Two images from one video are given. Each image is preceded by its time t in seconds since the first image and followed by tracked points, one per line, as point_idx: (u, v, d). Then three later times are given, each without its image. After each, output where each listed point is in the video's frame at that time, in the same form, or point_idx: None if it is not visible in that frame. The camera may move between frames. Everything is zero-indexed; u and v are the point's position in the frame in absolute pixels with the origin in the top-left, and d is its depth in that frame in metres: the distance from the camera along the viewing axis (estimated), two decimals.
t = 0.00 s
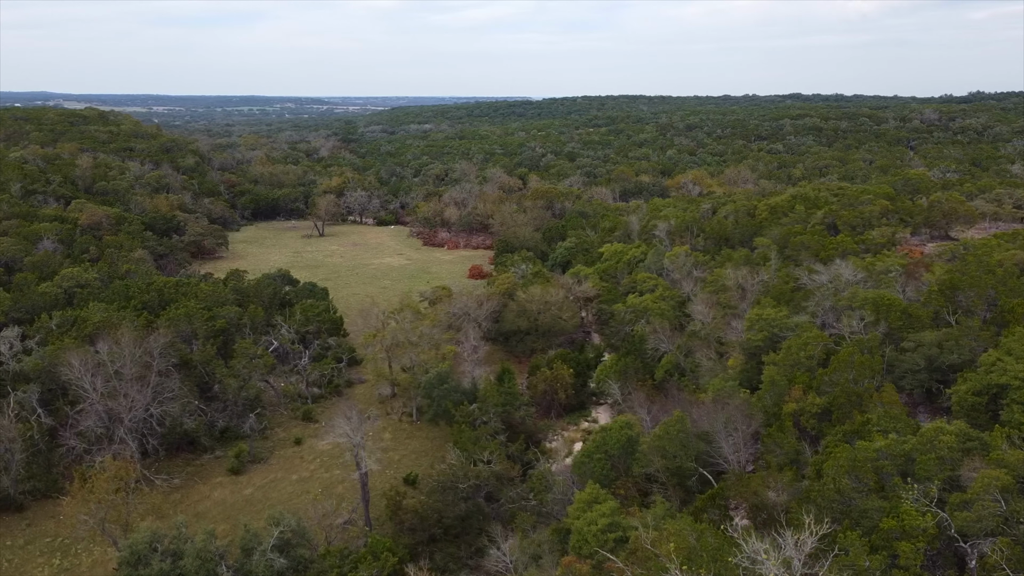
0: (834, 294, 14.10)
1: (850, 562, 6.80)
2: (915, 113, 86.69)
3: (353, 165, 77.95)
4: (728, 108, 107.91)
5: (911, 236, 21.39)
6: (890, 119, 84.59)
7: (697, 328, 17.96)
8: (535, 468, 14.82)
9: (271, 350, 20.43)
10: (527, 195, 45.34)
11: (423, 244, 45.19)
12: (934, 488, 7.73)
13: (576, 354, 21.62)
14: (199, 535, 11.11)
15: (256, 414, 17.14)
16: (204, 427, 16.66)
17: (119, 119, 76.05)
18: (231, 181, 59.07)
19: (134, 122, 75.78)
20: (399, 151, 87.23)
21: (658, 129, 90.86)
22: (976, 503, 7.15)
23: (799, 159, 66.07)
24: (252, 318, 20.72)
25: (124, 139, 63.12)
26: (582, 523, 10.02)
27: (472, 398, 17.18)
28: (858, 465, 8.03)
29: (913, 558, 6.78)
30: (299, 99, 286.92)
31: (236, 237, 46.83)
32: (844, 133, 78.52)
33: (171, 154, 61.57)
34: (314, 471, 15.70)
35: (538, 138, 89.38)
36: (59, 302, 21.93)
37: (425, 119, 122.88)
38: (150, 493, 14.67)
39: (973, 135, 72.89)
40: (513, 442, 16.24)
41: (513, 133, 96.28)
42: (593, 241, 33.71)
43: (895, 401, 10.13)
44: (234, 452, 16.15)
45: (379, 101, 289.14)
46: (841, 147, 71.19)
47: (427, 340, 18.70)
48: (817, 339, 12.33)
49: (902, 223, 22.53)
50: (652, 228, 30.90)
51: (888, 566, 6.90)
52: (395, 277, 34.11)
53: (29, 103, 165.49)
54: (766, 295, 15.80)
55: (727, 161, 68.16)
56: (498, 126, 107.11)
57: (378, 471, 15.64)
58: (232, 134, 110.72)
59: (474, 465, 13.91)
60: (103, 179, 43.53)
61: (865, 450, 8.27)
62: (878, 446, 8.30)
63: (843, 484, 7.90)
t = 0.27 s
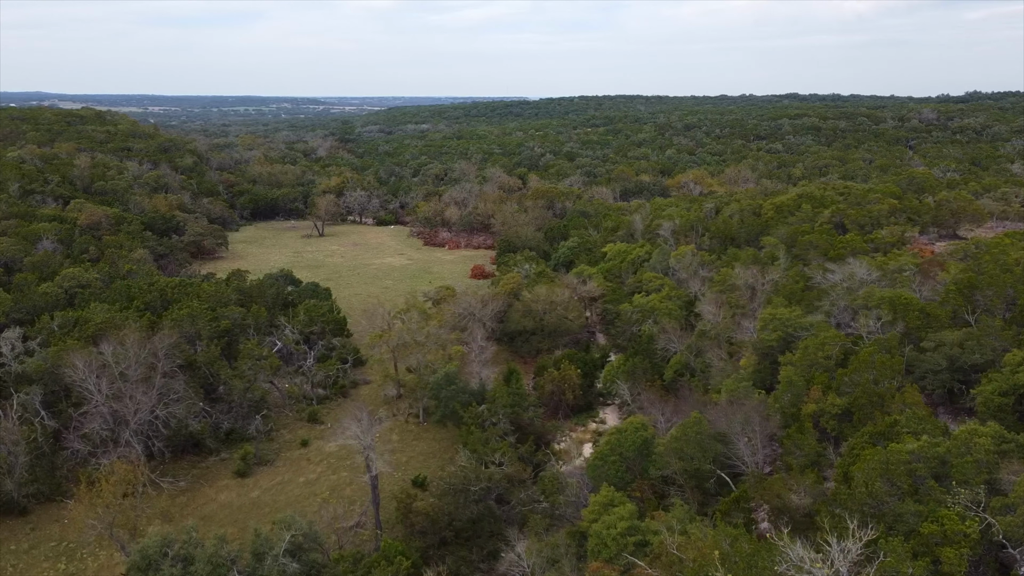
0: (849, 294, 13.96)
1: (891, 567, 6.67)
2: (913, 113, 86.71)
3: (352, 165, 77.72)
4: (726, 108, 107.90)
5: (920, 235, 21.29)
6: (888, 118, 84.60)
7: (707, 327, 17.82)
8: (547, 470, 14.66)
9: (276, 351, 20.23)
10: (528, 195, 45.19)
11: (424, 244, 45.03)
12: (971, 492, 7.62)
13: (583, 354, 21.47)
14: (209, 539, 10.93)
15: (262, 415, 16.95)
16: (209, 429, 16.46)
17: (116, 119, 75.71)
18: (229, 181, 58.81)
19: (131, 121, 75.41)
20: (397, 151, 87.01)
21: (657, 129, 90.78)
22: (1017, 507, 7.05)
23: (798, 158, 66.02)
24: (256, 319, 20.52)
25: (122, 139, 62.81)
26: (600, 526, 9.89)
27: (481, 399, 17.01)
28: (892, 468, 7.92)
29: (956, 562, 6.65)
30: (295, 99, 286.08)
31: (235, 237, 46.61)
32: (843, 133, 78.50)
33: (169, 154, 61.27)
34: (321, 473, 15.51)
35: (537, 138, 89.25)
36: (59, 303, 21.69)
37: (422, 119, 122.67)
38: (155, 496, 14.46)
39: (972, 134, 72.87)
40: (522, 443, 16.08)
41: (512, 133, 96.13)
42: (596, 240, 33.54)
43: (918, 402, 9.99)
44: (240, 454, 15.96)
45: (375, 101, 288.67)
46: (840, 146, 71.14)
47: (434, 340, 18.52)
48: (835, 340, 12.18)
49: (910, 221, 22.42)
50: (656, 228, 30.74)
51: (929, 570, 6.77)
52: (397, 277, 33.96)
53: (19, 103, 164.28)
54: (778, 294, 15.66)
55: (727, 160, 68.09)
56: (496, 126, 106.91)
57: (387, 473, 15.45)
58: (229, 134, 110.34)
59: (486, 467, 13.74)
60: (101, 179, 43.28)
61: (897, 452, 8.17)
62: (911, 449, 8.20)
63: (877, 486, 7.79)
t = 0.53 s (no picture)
0: (864, 293, 13.80)
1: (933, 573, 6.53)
2: (911, 112, 86.68)
3: (350, 164, 77.46)
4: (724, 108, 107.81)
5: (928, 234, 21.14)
6: (887, 118, 84.58)
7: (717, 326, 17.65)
8: (558, 472, 14.48)
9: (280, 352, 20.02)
10: (529, 194, 45.01)
11: (425, 244, 44.82)
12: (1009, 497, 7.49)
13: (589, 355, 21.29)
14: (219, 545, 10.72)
15: (267, 417, 16.73)
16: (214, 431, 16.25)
17: (112, 119, 75.31)
18: (228, 180, 58.51)
19: (127, 121, 75.04)
20: (395, 151, 86.78)
21: (655, 128, 90.65)
22: None
23: (798, 157, 65.92)
24: (260, 319, 20.31)
25: (119, 138, 62.50)
26: (619, 530, 9.73)
27: (489, 400, 16.83)
28: (928, 472, 7.81)
29: (999, 569, 6.52)
30: (291, 98, 285.36)
31: (235, 237, 46.36)
32: (842, 132, 78.43)
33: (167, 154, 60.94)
34: (328, 476, 15.30)
35: (535, 137, 89.07)
36: (61, 304, 21.44)
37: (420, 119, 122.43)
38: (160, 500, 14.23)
39: (970, 133, 72.82)
40: (532, 445, 15.90)
41: (510, 133, 95.95)
42: (598, 239, 33.34)
43: (942, 403, 9.84)
44: (246, 457, 15.74)
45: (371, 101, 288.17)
46: (839, 145, 71.07)
47: (441, 341, 18.33)
48: (853, 339, 12.03)
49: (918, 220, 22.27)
50: (660, 227, 30.56)
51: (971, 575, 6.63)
52: (399, 277, 33.77)
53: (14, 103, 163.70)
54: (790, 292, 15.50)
55: (726, 159, 67.99)
56: (494, 126, 106.67)
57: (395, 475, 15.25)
58: (226, 134, 109.95)
59: (497, 469, 13.55)
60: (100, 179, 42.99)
61: (931, 455, 8.04)
62: (944, 452, 8.09)
63: (913, 490, 7.69)
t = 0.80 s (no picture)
0: (880, 293, 13.66)
1: None
2: (910, 112, 86.62)
3: (348, 164, 77.18)
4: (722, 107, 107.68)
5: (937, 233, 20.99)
6: (885, 117, 84.51)
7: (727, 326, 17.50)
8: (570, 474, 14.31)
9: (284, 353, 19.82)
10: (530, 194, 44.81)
11: (426, 243, 44.62)
12: None
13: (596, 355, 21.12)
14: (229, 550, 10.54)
15: (273, 418, 16.53)
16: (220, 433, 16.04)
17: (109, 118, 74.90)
18: (226, 180, 58.20)
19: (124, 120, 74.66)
20: (393, 150, 86.53)
21: (653, 127, 90.48)
22: None
23: (797, 157, 65.79)
24: (264, 320, 20.10)
25: (117, 138, 62.18)
26: (638, 534, 9.56)
27: (498, 401, 16.65)
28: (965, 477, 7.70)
29: None
30: (287, 98, 284.88)
31: (234, 237, 46.11)
32: (841, 131, 78.32)
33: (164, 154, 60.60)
34: (336, 478, 15.11)
35: (534, 137, 88.85)
36: (62, 304, 21.20)
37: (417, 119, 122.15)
38: (166, 503, 14.02)
39: (969, 133, 72.74)
40: (542, 446, 15.74)
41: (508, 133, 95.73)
42: (601, 239, 33.18)
43: (966, 404, 9.70)
44: (253, 459, 15.55)
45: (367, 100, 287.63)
46: (838, 145, 70.96)
47: (448, 341, 18.15)
48: (872, 339, 11.88)
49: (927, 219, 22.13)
50: (664, 226, 30.39)
51: None
52: (401, 277, 33.58)
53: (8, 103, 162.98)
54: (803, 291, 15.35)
55: (726, 159, 67.85)
56: (492, 125, 106.41)
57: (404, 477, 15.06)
58: (222, 133, 109.50)
59: (510, 472, 13.38)
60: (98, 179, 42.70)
61: (967, 458, 7.92)
62: (980, 454, 7.97)
63: (950, 495, 7.58)
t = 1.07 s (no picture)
0: (896, 293, 13.51)
1: None
2: (908, 111, 86.55)
3: (346, 164, 76.91)
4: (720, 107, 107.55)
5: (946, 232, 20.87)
6: (883, 117, 84.43)
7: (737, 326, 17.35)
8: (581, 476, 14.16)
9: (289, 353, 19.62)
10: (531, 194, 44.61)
11: (426, 243, 44.41)
12: None
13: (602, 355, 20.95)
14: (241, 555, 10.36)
15: (279, 420, 16.33)
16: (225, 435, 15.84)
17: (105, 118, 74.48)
18: (224, 180, 57.90)
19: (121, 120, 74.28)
20: (391, 150, 86.27)
21: (652, 127, 90.30)
22: None
23: (797, 156, 65.65)
24: (268, 320, 19.90)
25: (114, 138, 61.86)
26: (659, 537, 9.39)
27: (508, 401, 16.47)
28: (1002, 480, 7.58)
29: None
30: (282, 98, 284.31)
31: (233, 237, 45.85)
32: (840, 131, 78.20)
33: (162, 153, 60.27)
34: (344, 480, 14.92)
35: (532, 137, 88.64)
36: (63, 305, 20.98)
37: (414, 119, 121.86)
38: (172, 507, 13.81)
39: (968, 132, 72.66)
40: (552, 447, 15.58)
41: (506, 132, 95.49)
42: (604, 238, 32.99)
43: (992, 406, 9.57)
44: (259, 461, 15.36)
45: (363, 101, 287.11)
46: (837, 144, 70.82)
47: (456, 341, 17.97)
48: (891, 339, 11.73)
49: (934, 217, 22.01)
50: (668, 225, 30.22)
51: None
52: (403, 277, 33.38)
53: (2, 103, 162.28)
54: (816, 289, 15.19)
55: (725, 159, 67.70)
56: (490, 125, 106.15)
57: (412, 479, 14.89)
58: (219, 133, 109.03)
59: (522, 474, 13.21)
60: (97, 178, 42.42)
61: (1002, 461, 7.80)
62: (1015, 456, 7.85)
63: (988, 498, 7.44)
